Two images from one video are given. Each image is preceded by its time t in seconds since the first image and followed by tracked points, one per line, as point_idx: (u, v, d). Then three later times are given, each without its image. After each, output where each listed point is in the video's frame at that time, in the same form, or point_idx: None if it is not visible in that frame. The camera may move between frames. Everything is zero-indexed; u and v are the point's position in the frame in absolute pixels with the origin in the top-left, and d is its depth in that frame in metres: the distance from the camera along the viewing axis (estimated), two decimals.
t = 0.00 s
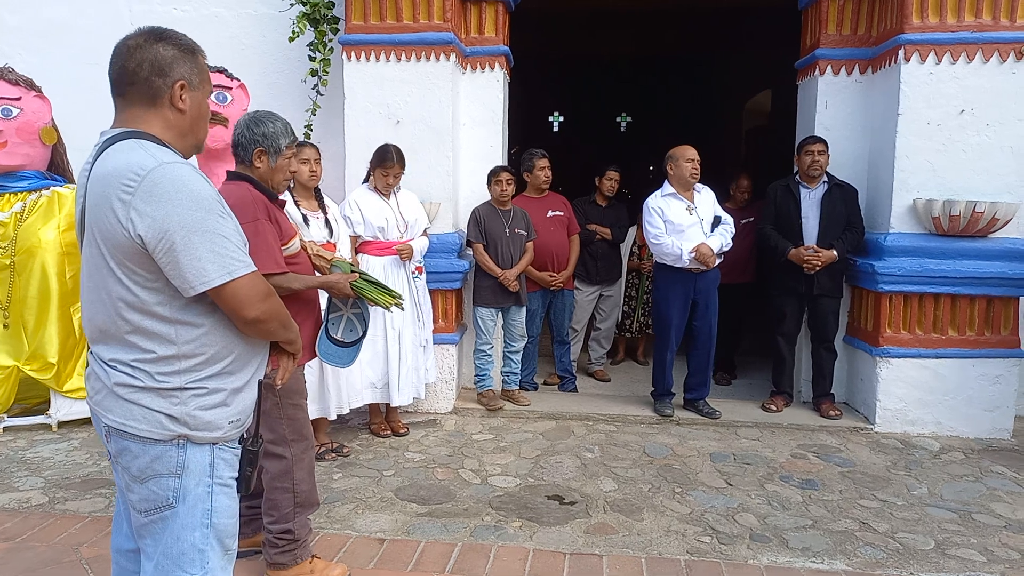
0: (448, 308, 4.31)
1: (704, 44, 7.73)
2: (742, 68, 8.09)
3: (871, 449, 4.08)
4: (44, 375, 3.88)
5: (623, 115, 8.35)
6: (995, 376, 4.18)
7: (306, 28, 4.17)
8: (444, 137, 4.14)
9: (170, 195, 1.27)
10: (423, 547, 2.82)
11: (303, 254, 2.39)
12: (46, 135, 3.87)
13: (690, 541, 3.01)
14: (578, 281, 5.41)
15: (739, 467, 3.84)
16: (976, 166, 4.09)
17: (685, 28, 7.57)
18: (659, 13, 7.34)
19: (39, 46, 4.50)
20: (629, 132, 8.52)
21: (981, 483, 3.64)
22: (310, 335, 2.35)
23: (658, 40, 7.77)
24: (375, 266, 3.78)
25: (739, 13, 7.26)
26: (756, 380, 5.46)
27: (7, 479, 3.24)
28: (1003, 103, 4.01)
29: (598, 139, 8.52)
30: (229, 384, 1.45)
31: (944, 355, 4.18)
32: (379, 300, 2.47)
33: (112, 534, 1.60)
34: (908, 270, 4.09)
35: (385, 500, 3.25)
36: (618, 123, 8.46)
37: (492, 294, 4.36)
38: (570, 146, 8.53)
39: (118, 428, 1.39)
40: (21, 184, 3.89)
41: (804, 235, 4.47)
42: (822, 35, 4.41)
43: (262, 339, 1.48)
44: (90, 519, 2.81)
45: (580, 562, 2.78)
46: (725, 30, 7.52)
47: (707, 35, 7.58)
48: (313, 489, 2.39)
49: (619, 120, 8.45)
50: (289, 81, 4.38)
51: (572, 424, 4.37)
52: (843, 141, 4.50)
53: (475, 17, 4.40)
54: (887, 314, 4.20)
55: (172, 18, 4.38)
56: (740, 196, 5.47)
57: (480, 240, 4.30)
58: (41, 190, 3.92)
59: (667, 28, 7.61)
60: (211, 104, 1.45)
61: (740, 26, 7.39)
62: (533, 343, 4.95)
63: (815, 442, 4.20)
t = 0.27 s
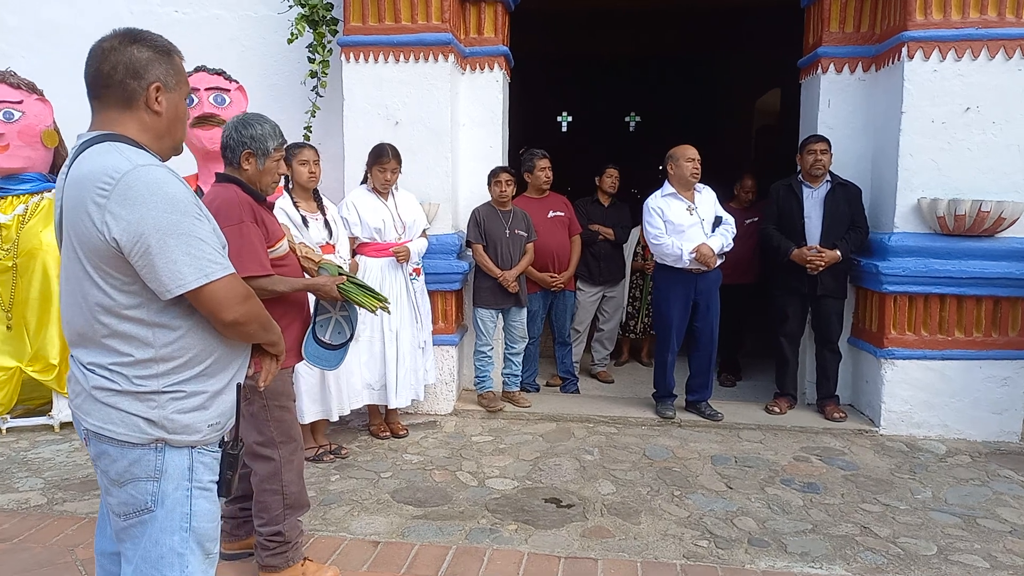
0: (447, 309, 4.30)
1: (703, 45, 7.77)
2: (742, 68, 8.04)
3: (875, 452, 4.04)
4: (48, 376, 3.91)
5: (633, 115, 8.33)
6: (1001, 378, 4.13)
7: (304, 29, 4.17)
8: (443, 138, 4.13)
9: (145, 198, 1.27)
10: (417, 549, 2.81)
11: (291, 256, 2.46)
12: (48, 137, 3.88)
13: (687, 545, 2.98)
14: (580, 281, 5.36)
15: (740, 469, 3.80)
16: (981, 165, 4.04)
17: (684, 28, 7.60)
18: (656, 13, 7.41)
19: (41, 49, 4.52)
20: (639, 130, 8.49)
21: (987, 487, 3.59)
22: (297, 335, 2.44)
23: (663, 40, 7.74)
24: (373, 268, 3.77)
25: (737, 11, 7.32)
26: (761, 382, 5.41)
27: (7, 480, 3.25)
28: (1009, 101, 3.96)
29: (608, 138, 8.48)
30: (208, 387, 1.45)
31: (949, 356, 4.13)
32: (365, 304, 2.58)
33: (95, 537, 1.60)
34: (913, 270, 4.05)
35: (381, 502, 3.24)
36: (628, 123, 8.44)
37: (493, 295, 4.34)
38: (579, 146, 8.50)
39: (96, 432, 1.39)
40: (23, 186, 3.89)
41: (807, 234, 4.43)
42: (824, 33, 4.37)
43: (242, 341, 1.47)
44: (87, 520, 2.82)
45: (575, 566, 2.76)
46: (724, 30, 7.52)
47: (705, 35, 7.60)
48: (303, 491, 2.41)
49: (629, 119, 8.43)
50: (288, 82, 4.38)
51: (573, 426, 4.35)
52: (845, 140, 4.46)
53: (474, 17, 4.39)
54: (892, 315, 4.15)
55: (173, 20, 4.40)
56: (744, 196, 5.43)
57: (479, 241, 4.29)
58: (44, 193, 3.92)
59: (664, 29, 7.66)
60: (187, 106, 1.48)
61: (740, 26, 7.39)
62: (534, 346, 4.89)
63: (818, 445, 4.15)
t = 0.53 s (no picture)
0: (461, 311, 4.29)
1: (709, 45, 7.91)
2: (755, 67, 8.07)
3: (894, 457, 3.97)
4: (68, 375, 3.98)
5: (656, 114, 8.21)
6: None
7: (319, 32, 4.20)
8: (456, 139, 4.13)
9: (141, 201, 1.30)
10: (425, 551, 2.81)
11: (295, 258, 2.50)
12: (68, 140, 3.94)
13: (697, 550, 2.95)
14: (598, 283, 5.33)
15: (755, 474, 3.76)
16: (1005, 165, 3.96)
17: (691, 28, 7.81)
18: (665, 13, 7.65)
19: (64, 53, 4.60)
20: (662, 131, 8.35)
21: (1009, 494, 3.51)
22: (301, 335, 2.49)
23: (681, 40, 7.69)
24: (385, 270, 3.79)
25: (739, 12, 7.56)
26: (781, 385, 5.33)
27: (26, 477, 3.31)
28: None
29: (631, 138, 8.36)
30: (207, 388, 1.47)
31: (972, 361, 4.05)
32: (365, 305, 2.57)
33: (98, 538, 1.62)
34: (934, 273, 3.97)
35: (391, 503, 3.25)
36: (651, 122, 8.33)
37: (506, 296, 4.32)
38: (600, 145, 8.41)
39: (96, 432, 1.42)
40: (44, 188, 3.96)
41: (826, 235, 4.37)
42: (844, 31, 4.31)
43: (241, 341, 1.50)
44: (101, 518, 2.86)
45: (582, 569, 2.74)
46: (725, 30, 7.76)
47: (710, 35, 7.82)
48: (307, 490, 2.42)
49: (652, 118, 8.31)
50: (304, 85, 4.42)
51: (586, 428, 4.33)
52: (865, 140, 4.39)
53: (488, 18, 4.39)
54: (912, 318, 4.08)
55: (191, 24, 4.46)
56: (763, 197, 5.36)
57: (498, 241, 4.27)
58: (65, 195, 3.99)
59: (673, 29, 7.86)
60: (185, 108, 1.57)
61: (741, 26, 7.67)
62: (549, 346, 4.88)
63: (836, 450, 4.09)
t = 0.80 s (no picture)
0: (486, 310, 4.29)
1: (732, 44, 7.77)
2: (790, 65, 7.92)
3: (928, 464, 3.86)
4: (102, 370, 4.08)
5: (690, 114, 8.20)
6: None
7: (348, 33, 4.24)
8: (482, 139, 4.13)
9: (157, 200, 1.39)
10: (445, 550, 2.81)
11: (316, 257, 2.53)
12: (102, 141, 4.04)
13: (721, 554, 2.90)
14: (628, 284, 5.28)
15: (783, 479, 3.69)
16: None
17: (701, 27, 7.67)
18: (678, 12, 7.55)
19: (101, 56, 4.72)
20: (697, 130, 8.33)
21: None
22: (318, 335, 2.51)
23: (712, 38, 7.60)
24: (410, 270, 3.81)
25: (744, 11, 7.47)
26: (813, 389, 5.23)
27: (60, 470, 3.40)
28: None
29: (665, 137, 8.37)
30: (222, 385, 1.55)
31: (1011, 366, 3.93)
32: (384, 307, 2.64)
33: (120, 532, 1.70)
34: (971, 275, 3.86)
35: (413, 501, 3.27)
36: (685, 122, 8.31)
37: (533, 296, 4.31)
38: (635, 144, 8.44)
39: (115, 427, 1.50)
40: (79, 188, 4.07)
41: (858, 236, 4.28)
42: (878, 28, 4.21)
43: (255, 340, 1.58)
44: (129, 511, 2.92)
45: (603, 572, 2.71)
46: (732, 30, 7.64)
47: (718, 35, 7.69)
48: (326, 486, 2.45)
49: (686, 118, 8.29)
50: (332, 85, 4.46)
51: (611, 430, 4.30)
52: (900, 139, 4.29)
53: (516, 18, 4.39)
54: (948, 322, 3.97)
55: (223, 26, 4.53)
56: (796, 198, 5.26)
57: (530, 240, 4.27)
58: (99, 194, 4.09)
59: (683, 29, 7.73)
60: (203, 107, 1.65)
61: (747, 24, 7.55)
62: (576, 346, 4.84)
63: (867, 455, 4.00)
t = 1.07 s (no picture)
0: (515, 311, 4.29)
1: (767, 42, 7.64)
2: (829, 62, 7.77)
3: (969, 472, 3.75)
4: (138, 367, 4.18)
5: (727, 113, 8.05)
6: None
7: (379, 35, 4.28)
8: (512, 139, 4.13)
9: (182, 202, 1.44)
10: (472, 550, 2.81)
11: (345, 258, 2.55)
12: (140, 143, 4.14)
13: (751, 560, 2.86)
14: (659, 285, 5.23)
15: (816, 484, 3.62)
16: None
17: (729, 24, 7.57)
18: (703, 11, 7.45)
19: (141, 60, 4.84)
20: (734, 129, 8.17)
21: None
22: (346, 334, 2.51)
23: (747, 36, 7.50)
24: (439, 270, 3.82)
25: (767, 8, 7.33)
26: (850, 393, 5.12)
27: (97, 465, 3.49)
28: None
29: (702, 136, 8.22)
30: (247, 384, 1.59)
31: None
32: (411, 308, 2.68)
33: (149, 527, 1.75)
34: (1015, 277, 3.75)
35: (441, 501, 3.28)
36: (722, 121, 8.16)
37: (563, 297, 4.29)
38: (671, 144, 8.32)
39: (143, 424, 1.55)
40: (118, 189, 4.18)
41: (897, 237, 4.17)
42: (919, 24, 4.10)
43: (279, 339, 1.61)
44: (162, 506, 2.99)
45: None
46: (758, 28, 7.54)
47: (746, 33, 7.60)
48: (353, 484, 2.47)
49: (723, 117, 8.14)
50: (364, 87, 4.51)
51: (641, 432, 4.26)
52: (942, 138, 4.17)
53: (547, 18, 4.37)
54: (991, 325, 3.85)
55: (258, 29, 4.61)
56: (834, 198, 5.16)
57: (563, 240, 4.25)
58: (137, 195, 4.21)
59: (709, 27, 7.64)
60: (229, 109, 1.69)
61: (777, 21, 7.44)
62: (607, 348, 4.81)
63: (905, 462, 3.89)
